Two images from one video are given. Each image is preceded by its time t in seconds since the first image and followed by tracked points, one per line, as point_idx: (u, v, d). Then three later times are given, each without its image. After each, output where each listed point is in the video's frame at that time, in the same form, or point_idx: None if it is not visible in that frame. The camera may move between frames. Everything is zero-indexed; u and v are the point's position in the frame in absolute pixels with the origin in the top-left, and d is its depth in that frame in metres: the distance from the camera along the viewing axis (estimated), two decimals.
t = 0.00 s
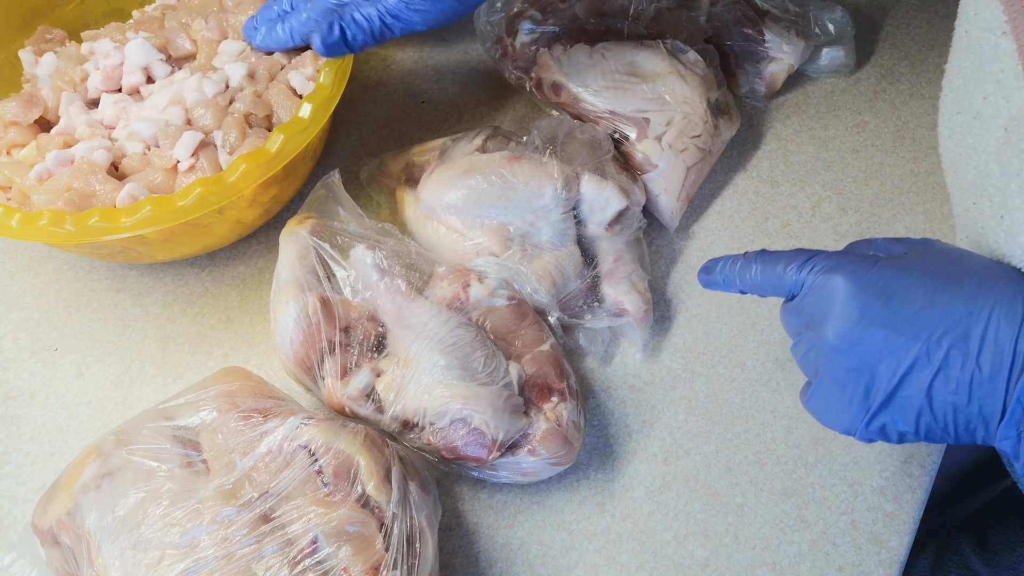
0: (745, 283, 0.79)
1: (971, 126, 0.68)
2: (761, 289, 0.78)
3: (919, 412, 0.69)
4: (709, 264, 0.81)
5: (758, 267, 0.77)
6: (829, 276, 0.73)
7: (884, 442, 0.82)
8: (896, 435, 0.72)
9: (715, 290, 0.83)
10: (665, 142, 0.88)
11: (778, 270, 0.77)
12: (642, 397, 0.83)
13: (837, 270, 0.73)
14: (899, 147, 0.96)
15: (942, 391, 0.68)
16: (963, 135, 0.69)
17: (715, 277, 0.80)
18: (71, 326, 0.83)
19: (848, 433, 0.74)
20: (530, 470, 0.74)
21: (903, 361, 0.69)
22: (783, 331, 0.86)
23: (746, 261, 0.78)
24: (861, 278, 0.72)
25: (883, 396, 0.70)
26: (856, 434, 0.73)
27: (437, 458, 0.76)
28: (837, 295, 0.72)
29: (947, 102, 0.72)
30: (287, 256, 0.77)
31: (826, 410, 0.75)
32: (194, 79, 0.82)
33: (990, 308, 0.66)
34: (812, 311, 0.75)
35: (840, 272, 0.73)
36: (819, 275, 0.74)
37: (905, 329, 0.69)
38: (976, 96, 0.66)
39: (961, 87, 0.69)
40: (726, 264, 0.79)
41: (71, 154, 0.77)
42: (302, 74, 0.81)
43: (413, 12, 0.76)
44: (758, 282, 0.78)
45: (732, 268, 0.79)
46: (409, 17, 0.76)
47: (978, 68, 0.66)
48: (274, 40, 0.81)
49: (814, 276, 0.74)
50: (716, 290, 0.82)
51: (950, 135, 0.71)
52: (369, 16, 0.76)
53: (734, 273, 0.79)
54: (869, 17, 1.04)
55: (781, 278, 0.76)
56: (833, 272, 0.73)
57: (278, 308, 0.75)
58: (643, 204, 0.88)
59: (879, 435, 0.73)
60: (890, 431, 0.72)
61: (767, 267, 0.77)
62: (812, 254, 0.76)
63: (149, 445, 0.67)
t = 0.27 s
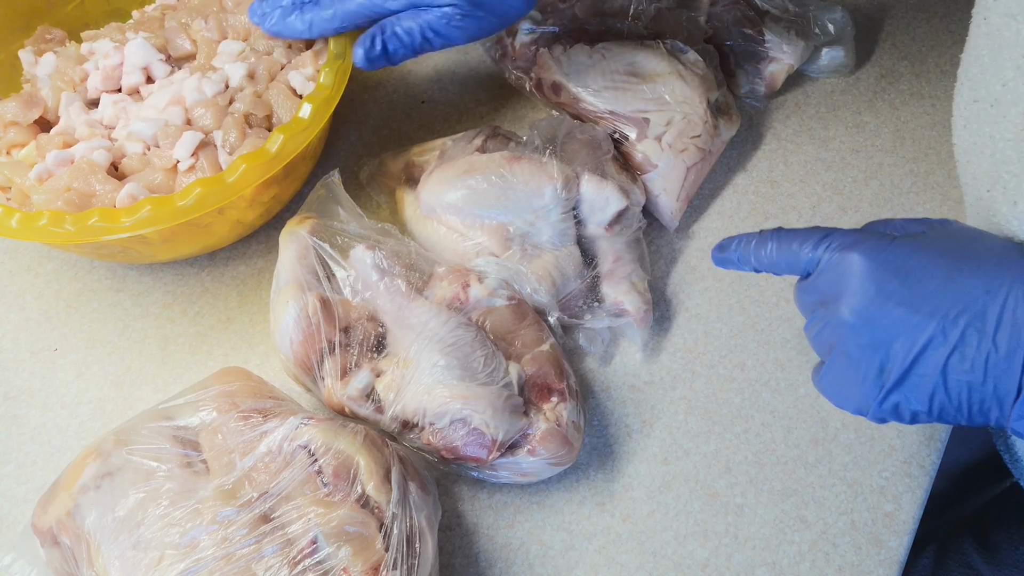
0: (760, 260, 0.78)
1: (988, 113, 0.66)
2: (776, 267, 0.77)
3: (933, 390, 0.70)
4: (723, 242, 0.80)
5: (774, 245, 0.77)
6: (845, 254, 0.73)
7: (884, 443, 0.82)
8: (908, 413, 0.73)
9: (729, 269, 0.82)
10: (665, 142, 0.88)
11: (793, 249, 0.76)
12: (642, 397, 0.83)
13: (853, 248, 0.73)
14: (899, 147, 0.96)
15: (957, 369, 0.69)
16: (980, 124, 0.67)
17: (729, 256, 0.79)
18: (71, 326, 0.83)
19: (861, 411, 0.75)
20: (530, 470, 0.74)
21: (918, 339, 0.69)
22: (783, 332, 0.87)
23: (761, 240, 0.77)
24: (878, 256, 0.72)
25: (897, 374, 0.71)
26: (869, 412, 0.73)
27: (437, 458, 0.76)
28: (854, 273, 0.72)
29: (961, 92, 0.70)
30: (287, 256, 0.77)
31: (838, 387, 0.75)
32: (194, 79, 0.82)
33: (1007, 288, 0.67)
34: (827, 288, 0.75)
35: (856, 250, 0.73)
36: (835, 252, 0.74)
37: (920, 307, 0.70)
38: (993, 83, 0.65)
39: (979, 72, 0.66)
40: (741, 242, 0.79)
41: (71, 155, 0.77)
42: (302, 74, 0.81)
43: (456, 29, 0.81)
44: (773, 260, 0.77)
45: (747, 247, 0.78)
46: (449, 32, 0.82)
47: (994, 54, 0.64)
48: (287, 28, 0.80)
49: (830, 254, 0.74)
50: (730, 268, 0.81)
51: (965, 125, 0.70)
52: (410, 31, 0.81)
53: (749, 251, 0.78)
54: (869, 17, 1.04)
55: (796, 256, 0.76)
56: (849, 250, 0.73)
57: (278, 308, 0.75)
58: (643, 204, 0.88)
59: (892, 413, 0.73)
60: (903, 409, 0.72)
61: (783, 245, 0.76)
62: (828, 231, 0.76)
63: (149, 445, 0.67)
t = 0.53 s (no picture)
0: (779, 246, 0.77)
1: (1013, 98, 0.66)
2: (794, 253, 0.77)
3: (954, 375, 0.68)
4: (739, 229, 0.79)
5: (792, 230, 0.76)
6: (866, 238, 0.72)
7: (883, 443, 0.82)
8: (927, 400, 0.71)
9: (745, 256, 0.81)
10: (665, 142, 0.88)
11: (812, 234, 0.75)
12: (642, 397, 0.83)
13: (875, 231, 0.72)
14: (899, 148, 0.96)
15: (979, 354, 0.67)
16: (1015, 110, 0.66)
17: (745, 241, 0.78)
18: (71, 326, 0.83)
19: (879, 397, 0.73)
20: (530, 470, 0.74)
21: (939, 323, 0.68)
22: (783, 332, 0.87)
23: (779, 226, 0.76)
24: (900, 239, 0.71)
25: (917, 358, 0.70)
26: (887, 398, 0.72)
27: (437, 458, 0.76)
28: (875, 256, 0.71)
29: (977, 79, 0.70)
30: (287, 256, 0.77)
31: (856, 374, 0.74)
32: (195, 79, 0.82)
33: None
34: (847, 272, 0.74)
35: (878, 233, 0.72)
36: (856, 237, 0.73)
37: (943, 291, 0.69)
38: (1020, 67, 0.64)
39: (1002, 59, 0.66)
40: (759, 228, 0.78)
41: (71, 155, 0.77)
42: (302, 74, 0.81)
43: (472, 6, 0.78)
44: (791, 246, 0.76)
45: (765, 232, 0.77)
46: (466, 10, 0.78)
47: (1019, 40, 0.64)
48: (308, 26, 0.80)
49: (851, 238, 0.73)
50: (746, 255, 0.80)
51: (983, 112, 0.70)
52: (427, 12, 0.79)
53: (767, 236, 0.77)
54: (869, 17, 1.04)
55: (816, 242, 0.75)
56: (871, 234, 0.72)
57: (278, 308, 0.75)
58: (643, 204, 0.88)
59: (910, 400, 0.72)
60: (922, 396, 0.71)
61: (802, 230, 0.76)
62: (849, 217, 0.75)
63: (149, 445, 0.67)
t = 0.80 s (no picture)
0: (783, 260, 0.75)
1: None
2: (800, 266, 0.74)
3: (976, 391, 0.66)
4: (740, 244, 0.77)
5: (798, 243, 0.74)
6: (878, 249, 0.69)
7: (883, 443, 0.82)
8: (947, 419, 0.69)
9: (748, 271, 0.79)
10: (665, 142, 0.88)
11: (820, 246, 0.73)
12: (642, 397, 0.83)
13: (886, 242, 0.70)
14: (899, 147, 0.96)
15: (1002, 369, 0.64)
16: None
17: (748, 256, 0.77)
18: (71, 326, 0.83)
19: (895, 417, 0.71)
20: (530, 470, 0.74)
21: (959, 337, 0.65)
22: (783, 332, 0.87)
23: (783, 239, 0.74)
24: (914, 250, 0.68)
25: (937, 375, 0.67)
26: (904, 417, 0.69)
27: (437, 458, 0.76)
28: (887, 268, 0.69)
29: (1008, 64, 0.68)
30: (287, 256, 0.77)
31: (870, 393, 0.71)
32: (195, 79, 0.81)
33: None
34: (858, 286, 0.71)
35: (890, 244, 0.69)
36: (867, 248, 0.70)
37: (962, 303, 0.66)
38: None
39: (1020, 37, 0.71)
40: (761, 243, 0.76)
41: (71, 155, 0.77)
42: (302, 74, 0.81)
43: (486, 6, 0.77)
44: (798, 259, 0.74)
45: (768, 246, 0.75)
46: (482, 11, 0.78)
47: None
48: (320, 24, 0.79)
49: (862, 249, 0.71)
50: (749, 270, 0.78)
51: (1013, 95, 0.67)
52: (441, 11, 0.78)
53: (771, 250, 0.75)
54: (869, 17, 1.04)
55: (824, 254, 0.72)
56: (883, 244, 0.69)
57: (278, 308, 0.75)
58: (643, 204, 0.88)
59: (929, 420, 0.69)
60: (942, 413, 0.68)
61: (808, 242, 0.73)
62: (859, 228, 0.73)
63: (149, 445, 0.67)
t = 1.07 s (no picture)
0: (791, 259, 0.73)
1: None
2: (808, 266, 0.73)
3: (987, 387, 0.65)
4: (747, 244, 0.76)
5: (806, 242, 0.72)
6: (887, 247, 0.68)
7: (883, 442, 0.82)
8: (957, 413, 0.68)
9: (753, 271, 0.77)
10: (665, 142, 0.88)
11: (828, 245, 0.71)
12: (642, 397, 0.83)
13: (894, 240, 0.68)
14: (899, 148, 0.95)
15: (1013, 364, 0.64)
16: None
17: (756, 257, 0.75)
18: (71, 326, 0.83)
19: (906, 413, 0.70)
20: (530, 470, 0.74)
21: (969, 333, 0.65)
22: (783, 332, 0.87)
23: (790, 239, 0.72)
24: (923, 247, 0.68)
25: (947, 370, 0.66)
26: (915, 414, 0.69)
27: (437, 458, 0.76)
28: (896, 266, 0.68)
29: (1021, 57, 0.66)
30: (287, 256, 0.77)
31: (881, 390, 0.70)
32: (195, 79, 0.81)
33: None
34: (867, 284, 0.70)
35: (898, 242, 0.68)
36: (875, 246, 0.69)
37: (971, 299, 0.65)
38: None
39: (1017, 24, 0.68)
40: (768, 243, 0.74)
41: (71, 155, 0.77)
42: (302, 74, 0.81)
43: None
44: (806, 258, 0.72)
45: (775, 246, 0.73)
46: None
47: None
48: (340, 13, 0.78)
49: (870, 248, 0.69)
50: (755, 270, 0.76)
51: None
52: None
53: (778, 250, 0.73)
54: (869, 17, 1.04)
55: (832, 252, 0.71)
56: (891, 242, 0.68)
57: (278, 308, 0.75)
58: (643, 204, 0.88)
59: (939, 414, 0.69)
60: (952, 409, 0.68)
61: (816, 242, 0.72)
62: (866, 225, 0.71)
63: (149, 445, 0.67)
